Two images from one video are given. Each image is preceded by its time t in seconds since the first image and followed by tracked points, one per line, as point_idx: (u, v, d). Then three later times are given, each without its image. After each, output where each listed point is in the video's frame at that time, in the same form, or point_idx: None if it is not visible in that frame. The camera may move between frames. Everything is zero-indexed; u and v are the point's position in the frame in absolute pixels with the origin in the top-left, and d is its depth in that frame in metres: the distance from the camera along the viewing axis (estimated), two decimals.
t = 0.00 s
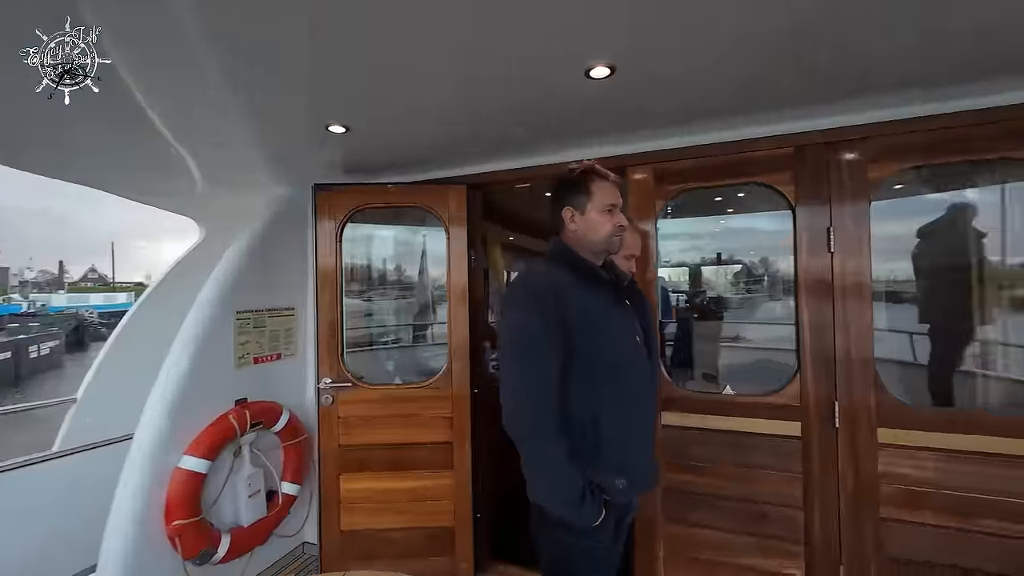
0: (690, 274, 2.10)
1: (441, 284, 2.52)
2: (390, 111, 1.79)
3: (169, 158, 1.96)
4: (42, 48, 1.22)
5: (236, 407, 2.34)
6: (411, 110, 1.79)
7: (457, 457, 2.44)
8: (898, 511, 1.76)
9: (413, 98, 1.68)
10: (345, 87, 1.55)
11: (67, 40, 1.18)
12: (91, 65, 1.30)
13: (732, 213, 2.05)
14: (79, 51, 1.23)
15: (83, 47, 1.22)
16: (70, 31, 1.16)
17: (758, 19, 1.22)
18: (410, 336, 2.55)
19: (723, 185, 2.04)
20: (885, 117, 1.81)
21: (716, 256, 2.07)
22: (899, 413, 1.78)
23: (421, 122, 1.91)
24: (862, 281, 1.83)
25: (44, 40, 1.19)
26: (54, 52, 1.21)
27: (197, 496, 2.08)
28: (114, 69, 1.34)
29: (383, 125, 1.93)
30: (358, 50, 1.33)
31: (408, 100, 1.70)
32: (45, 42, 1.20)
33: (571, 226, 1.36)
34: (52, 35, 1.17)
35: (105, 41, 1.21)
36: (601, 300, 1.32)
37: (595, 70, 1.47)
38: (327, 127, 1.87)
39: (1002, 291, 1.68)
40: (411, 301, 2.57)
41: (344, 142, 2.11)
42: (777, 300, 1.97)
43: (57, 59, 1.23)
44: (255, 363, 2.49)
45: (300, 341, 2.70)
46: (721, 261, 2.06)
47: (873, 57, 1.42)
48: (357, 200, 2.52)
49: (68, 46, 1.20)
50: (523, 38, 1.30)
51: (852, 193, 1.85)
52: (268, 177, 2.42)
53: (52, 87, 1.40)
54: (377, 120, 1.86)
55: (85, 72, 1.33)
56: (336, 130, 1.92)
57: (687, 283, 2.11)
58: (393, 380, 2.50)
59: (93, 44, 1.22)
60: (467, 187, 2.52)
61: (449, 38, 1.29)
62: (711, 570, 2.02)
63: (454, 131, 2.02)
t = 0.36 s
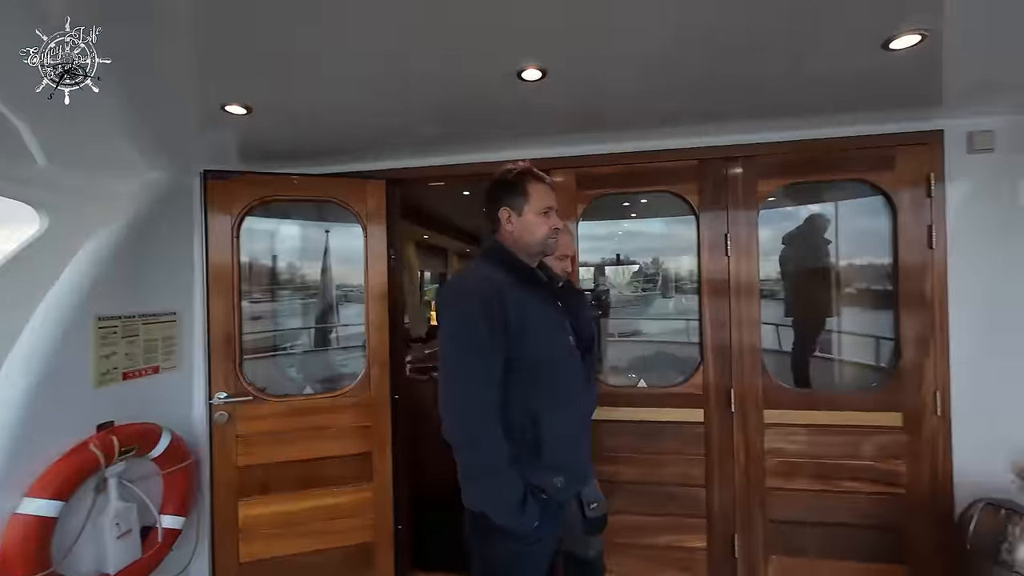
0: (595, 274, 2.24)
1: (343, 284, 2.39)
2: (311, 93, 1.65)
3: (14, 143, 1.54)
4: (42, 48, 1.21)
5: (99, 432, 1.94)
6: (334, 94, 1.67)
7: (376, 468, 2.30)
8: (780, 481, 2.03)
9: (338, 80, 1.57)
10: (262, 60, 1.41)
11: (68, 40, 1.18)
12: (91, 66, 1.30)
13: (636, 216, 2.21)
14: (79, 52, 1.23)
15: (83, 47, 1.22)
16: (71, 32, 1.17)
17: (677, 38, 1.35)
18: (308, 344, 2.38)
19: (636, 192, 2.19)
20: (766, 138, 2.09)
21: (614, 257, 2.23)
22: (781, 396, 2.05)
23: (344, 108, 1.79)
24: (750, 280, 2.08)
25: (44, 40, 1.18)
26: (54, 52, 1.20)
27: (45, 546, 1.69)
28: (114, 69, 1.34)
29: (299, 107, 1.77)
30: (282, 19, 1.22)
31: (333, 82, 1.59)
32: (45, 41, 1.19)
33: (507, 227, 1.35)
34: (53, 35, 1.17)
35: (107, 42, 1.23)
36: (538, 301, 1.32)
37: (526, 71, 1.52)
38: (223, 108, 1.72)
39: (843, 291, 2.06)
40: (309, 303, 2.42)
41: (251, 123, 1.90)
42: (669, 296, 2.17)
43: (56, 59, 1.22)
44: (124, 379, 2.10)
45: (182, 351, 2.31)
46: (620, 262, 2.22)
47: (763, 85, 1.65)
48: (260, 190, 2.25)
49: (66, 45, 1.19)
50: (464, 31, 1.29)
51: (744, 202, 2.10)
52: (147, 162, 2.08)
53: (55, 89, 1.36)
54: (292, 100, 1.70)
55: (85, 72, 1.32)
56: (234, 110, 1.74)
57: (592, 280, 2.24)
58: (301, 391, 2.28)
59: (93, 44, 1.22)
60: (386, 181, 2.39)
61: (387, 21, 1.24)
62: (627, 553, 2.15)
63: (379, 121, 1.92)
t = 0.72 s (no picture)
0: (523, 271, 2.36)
1: (258, 284, 2.25)
2: (241, 81, 1.59)
3: None
4: (42, 49, 1.33)
5: None
6: (267, 83, 1.62)
7: (305, 474, 2.21)
8: (688, 457, 2.29)
9: (272, 70, 1.54)
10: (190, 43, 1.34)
11: (68, 40, 1.29)
12: (89, 65, 1.43)
13: (561, 218, 2.37)
14: (79, 52, 1.35)
15: (82, 47, 1.34)
16: (71, 32, 1.27)
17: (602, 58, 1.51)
18: (220, 350, 2.18)
19: (563, 196, 2.35)
20: (675, 153, 2.34)
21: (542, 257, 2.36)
22: (690, 381, 2.30)
23: (276, 99, 1.74)
24: (663, 279, 2.31)
25: (44, 40, 1.29)
26: (55, 52, 1.33)
27: None
28: (110, 68, 1.47)
29: (225, 94, 1.69)
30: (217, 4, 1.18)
31: (266, 72, 1.55)
32: (45, 42, 1.30)
33: (450, 225, 1.41)
34: (54, 36, 1.28)
35: (103, 42, 1.33)
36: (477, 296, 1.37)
37: (462, 78, 1.60)
38: (129, 90, 1.60)
39: (738, 287, 2.36)
40: (216, 306, 2.21)
41: (169, 107, 1.77)
42: (591, 295, 2.35)
43: (57, 59, 1.35)
44: None
45: (66, 361, 2.06)
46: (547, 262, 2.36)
47: (673, 104, 1.88)
48: (171, 180, 2.06)
49: (66, 45, 1.31)
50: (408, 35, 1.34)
51: (658, 207, 2.33)
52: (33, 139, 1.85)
53: (56, 89, 1.55)
54: (219, 86, 1.63)
55: (84, 72, 1.47)
56: (142, 93, 1.62)
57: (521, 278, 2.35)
58: (220, 398, 2.13)
59: (91, 44, 1.33)
60: (315, 178, 2.32)
61: (332, 18, 1.26)
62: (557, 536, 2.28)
63: (312, 114, 1.88)
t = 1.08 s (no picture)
0: (475, 273, 2.40)
1: (189, 285, 2.12)
2: (198, 84, 1.53)
3: None
4: (42, 49, 1.26)
5: None
6: (227, 89, 1.57)
7: (252, 492, 2.14)
8: (632, 453, 2.44)
9: (223, 79, 1.51)
10: (151, 46, 1.28)
11: (68, 41, 1.21)
12: (90, 66, 1.36)
13: (513, 223, 2.43)
14: (79, 52, 1.27)
15: (83, 48, 1.26)
16: (71, 32, 1.19)
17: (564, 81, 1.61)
18: (149, 361, 2.03)
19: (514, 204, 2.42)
20: (620, 169, 2.50)
21: (491, 258, 2.41)
22: (635, 382, 2.45)
23: (235, 103, 1.69)
24: (609, 285, 2.45)
25: (45, 41, 1.22)
26: (55, 53, 1.26)
27: None
28: (114, 69, 1.39)
29: (179, 97, 1.61)
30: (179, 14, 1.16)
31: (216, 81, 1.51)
32: (45, 42, 1.23)
33: (405, 238, 1.42)
34: (53, 36, 1.20)
35: (105, 43, 1.25)
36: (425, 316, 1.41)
37: (419, 96, 1.67)
38: (55, 93, 1.51)
39: (678, 289, 2.55)
40: (143, 311, 2.04)
41: (110, 107, 1.66)
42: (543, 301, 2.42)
43: (57, 60, 1.28)
44: None
45: None
46: (496, 263, 2.41)
47: (627, 123, 2.02)
48: (85, 189, 1.90)
49: (68, 46, 1.23)
50: (381, 51, 1.37)
51: (605, 217, 2.47)
52: None
53: (57, 90, 1.49)
54: (176, 89, 1.55)
55: (85, 73, 1.39)
56: (72, 96, 1.53)
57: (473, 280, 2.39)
58: (156, 417, 2.00)
59: (93, 44, 1.25)
60: (261, 186, 2.25)
61: (291, 37, 1.27)
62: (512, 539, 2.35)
63: (269, 119, 1.83)
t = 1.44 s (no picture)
0: (443, 274, 2.39)
1: (138, 289, 2.03)
2: (185, 84, 1.52)
3: None
4: (42, 49, 1.25)
5: None
6: (209, 87, 1.55)
7: (206, 502, 2.06)
8: (596, 450, 2.49)
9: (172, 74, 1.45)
10: (146, 46, 1.28)
11: (68, 41, 1.21)
12: (90, 66, 1.35)
13: (480, 225, 2.44)
14: (79, 52, 1.27)
15: (82, 47, 1.25)
16: (71, 32, 1.18)
17: (541, 87, 1.67)
18: (90, 369, 1.91)
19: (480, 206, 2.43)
20: (583, 171, 2.56)
21: (459, 260, 2.41)
22: (599, 380, 2.51)
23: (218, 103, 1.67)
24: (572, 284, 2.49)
25: (44, 40, 1.21)
26: (55, 52, 1.25)
27: None
28: (112, 68, 1.39)
29: (160, 94, 1.58)
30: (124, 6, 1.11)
31: (166, 75, 1.46)
32: (45, 42, 1.23)
33: (341, 240, 1.40)
34: (54, 36, 1.20)
35: (105, 42, 1.25)
36: (374, 326, 1.42)
37: (378, 95, 1.65)
38: None
39: (642, 290, 2.62)
40: (83, 317, 1.92)
41: (86, 102, 1.61)
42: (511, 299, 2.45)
43: (57, 59, 1.28)
44: None
45: None
46: (465, 265, 2.42)
47: (595, 129, 2.10)
48: (20, 182, 1.78)
49: (66, 45, 1.22)
50: (371, 57, 1.40)
51: (568, 219, 2.52)
52: None
53: (57, 89, 1.50)
54: (143, 84, 1.50)
55: (86, 73, 1.40)
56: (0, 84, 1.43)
57: (440, 283, 2.38)
58: (98, 427, 1.89)
59: (92, 44, 1.25)
60: (214, 182, 2.17)
61: (245, 33, 1.24)
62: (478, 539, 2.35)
63: (243, 118, 1.81)
